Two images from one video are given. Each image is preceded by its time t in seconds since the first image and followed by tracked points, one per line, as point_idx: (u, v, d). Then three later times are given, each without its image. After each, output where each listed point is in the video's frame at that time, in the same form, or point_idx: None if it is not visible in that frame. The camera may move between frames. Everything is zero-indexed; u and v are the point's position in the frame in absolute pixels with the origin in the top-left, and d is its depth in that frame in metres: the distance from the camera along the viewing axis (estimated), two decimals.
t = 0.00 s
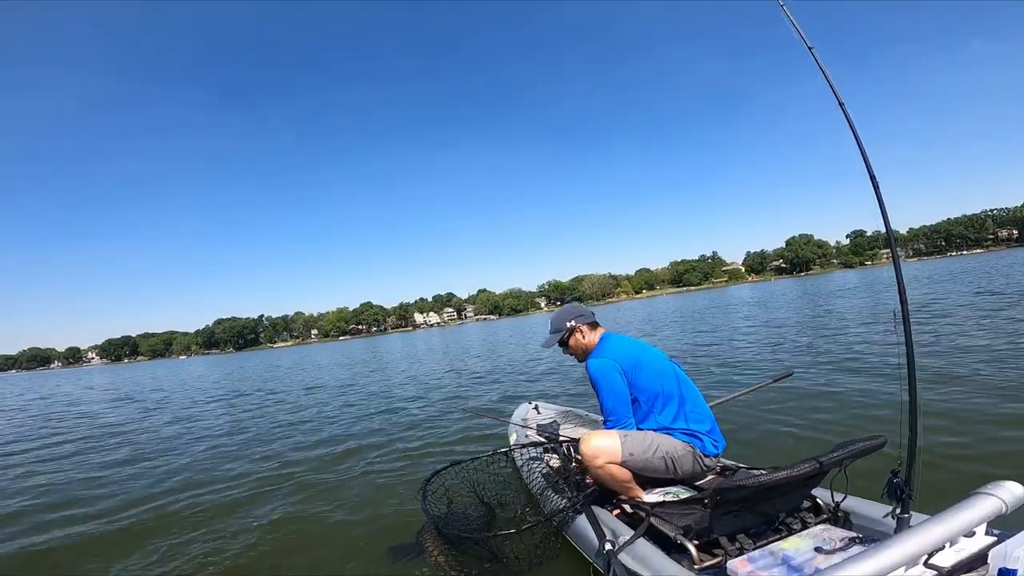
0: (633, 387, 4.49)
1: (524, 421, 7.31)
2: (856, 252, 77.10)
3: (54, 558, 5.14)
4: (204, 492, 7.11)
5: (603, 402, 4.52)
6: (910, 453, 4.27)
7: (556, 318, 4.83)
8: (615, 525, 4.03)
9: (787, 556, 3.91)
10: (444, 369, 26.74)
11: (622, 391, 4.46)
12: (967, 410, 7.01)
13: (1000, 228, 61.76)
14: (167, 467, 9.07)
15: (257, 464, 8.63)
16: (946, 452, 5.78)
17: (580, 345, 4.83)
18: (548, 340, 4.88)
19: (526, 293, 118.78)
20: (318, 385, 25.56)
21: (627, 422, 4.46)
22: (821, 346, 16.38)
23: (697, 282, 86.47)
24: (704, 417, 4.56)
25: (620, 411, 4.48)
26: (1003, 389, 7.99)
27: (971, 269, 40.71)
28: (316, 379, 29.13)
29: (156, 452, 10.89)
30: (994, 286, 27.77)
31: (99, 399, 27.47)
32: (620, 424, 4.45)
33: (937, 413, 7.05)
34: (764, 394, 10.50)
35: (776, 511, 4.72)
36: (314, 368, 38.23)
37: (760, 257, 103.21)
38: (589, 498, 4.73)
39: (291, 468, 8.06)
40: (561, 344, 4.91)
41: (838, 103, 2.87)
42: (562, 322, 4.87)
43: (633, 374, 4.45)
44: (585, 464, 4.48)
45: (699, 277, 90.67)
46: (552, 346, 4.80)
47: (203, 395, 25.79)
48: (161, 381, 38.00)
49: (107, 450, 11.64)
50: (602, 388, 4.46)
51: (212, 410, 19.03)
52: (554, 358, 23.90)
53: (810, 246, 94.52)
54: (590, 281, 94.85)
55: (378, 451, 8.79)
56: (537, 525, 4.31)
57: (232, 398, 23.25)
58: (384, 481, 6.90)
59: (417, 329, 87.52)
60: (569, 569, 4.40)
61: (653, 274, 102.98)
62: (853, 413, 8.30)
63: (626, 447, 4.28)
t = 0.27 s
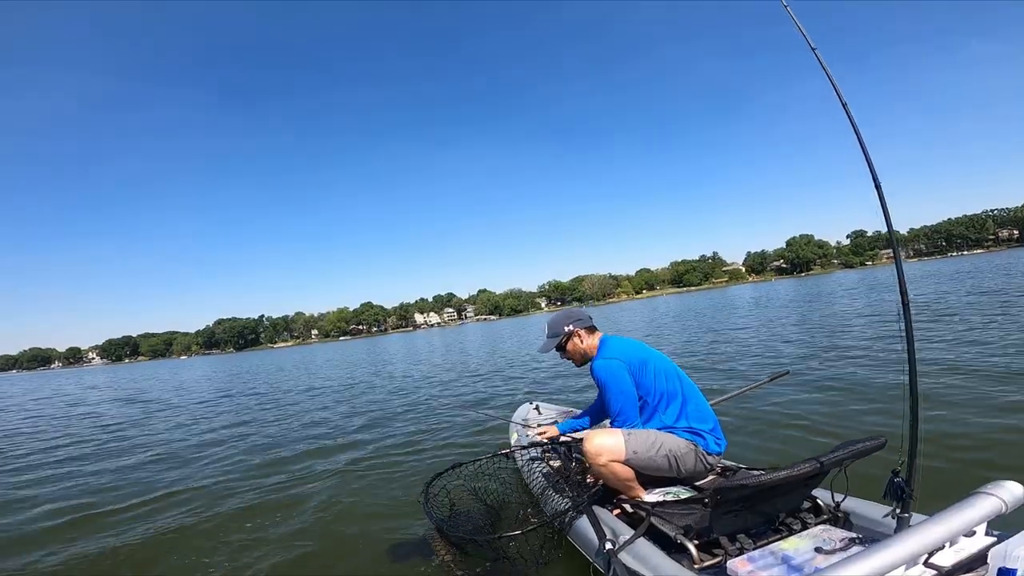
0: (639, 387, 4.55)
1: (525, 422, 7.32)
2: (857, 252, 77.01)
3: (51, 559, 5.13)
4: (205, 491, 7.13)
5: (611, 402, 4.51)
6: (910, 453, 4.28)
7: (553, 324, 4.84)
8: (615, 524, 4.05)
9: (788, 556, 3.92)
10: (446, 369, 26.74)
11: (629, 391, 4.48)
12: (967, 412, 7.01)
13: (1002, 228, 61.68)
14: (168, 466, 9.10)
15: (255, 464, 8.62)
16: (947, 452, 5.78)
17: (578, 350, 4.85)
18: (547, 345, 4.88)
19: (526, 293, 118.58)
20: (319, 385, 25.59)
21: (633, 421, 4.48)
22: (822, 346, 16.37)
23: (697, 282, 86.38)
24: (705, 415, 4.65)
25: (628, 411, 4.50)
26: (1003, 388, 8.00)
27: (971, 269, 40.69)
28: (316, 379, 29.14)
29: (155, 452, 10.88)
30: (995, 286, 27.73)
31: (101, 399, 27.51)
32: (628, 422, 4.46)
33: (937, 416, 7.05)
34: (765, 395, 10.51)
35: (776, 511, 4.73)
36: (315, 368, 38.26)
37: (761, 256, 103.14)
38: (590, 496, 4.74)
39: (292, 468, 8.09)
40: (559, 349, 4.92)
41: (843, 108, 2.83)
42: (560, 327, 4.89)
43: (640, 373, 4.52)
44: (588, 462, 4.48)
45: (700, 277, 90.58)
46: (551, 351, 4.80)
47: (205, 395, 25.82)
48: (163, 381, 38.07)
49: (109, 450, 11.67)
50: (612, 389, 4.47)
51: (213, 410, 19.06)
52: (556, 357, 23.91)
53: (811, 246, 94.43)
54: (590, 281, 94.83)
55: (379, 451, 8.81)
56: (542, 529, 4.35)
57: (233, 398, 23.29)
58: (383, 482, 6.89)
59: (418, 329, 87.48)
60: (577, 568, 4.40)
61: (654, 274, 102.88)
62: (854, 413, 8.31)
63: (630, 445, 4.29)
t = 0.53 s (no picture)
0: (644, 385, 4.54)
1: (525, 422, 7.30)
2: (858, 256, 76.88)
3: (45, 554, 5.10)
4: (203, 488, 7.10)
5: (618, 401, 4.48)
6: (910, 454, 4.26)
7: (553, 326, 4.77)
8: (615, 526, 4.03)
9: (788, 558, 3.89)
10: (445, 368, 26.69)
11: (636, 390, 4.45)
12: (967, 417, 6.98)
13: (1003, 233, 61.58)
14: (166, 463, 9.07)
15: (253, 462, 8.60)
16: (948, 456, 5.75)
17: (579, 352, 4.80)
18: (548, 348, 4.80)
19: (527, 293, 118.58)
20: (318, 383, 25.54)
21: (638, 421, 4.46)
22: (822, 349, 16.33)
23: (698, 283, 86.23)
24: (708, 411, 4.67)
25: (635, 409, 4.47)
26: (1005, 393, 7.97)
27: (972, 273, 40.68)
28: (316, 377, 29.14)
29: (153, 448, 10.87)
30: (996, 291, 27.67)
31: (99, 395, 27.46)
32: (632, 422, 4.44)
33: (938, 421, 7.02)
34: (765, 397, 10.49)
35: (776, 512, 4.70)
36: (315, 366, 38.20)
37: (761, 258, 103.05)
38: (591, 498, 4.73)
39: (290, 466, 8.06)
40: (559, 351, 4.84)
41: (841, 110, 2.83)
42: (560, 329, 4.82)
43: (645, 371, 4.51)
44: (592, 461, 4.44)
45: (700, 278, 90.45)
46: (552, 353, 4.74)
47: (203, 392, 25.78)
48: (161, 377, 38.00)
49: (106, 446, 11.64)
50: (619, 389, 4.44)
51: (211, 407, 19.01)
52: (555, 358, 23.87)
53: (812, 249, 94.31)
54: (590, 282, 94.84)
55: (378, 450, 8.78)
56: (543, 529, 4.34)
57: (232, 395, 23.25)
58: (381, 481, 6.86)
59: (417, 328, 87.34)
60: (577, 570, 4.37)
61: (654, 276, 102.70)
62: (854, 416, 8.28)
63: (635, 443, 4.28)
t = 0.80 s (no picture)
0: (644, 384, 4.51)
1: (525, 421, 7.27)
2: (861, 263, 76.67)
3: (40, 549, 5.06)
4: (202, 484, 7.08)
5: (618, 401, 4.43)
6: (913, 450, 4.22)
7: (551, 328, 4.72)
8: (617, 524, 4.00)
9: (791, 556, 3.85)
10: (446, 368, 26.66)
11: (636, 389, 4.42)
12: (971, 423, 6.92)
13: (1007, 241, 61.39)
14: (165, 458, 9.06)
15: (251, 458, 8.56)
16: (951, 460, 5.71)
17: (578, 354, 4.78)
18: (547, 350, 4.76)
19: (529, 295, 118.53)
20: (319, 381, 25.54)
21: (639, 419, 4.42)
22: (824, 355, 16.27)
23: (700, 288, 86.13)
24: (708, 407, 4.65)
25: (635, 409, 4.43)
26: (1009, 400, 7.91)
27: (976, 281, 40.53)
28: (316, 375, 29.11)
29: (152, 443, 10.83)
30: (1000, 299, 27.57)
31: (101, 389, 27.49)
32: (634, 420, 4.40)
33: (941, 426, 6.97)
34: (767, 400, 10.44)
35: (779, 510, 4.65)
36: (316, 364, 38.19)
37: (764, 264, 102.94)
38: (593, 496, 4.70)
39: (290, 463, 8.05)
40: (557, 353, 4.81)
41: (841, 107, 2.89)
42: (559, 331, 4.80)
43: (644, 371, 4.49)
44: (594, 459, 4.41)
45: (703, 283, 90.36)
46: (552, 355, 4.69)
47: (205, 388, 25.79)
48: (163, 373, 38.03)
49: (106, 440, 11.64)
50: (619, 388, 4.40)
51: (212, 403, 19.00)
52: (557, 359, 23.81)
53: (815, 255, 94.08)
54: (592, 284, 94.74)
55: (377, 447, 8.77)
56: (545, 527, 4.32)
57: (232, 391, 23.25)
58: (379, 479, 6.81)
59: (419, 327, 87.28)
60: (579, 568, 4.34)
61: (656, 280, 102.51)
62: (856, 421, 8.23)
63: (636, 440, 4.24)
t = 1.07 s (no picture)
0: (644, 383, 4.53)
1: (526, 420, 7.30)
2: (865, 267, 76.38)
3: (41, 542, 5.09)
4: (204, 481, 7.11)
5: (617, 400, 4.45)
6: (913, 449, 4.23)
7: (553, 323, 4.76)
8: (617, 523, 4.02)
9: (790, 554, 3.85)
10: (448, 369, 26.67)
11: (635, 389, 4.43)
12: (972, 428, 6.91)
13: (1013, 247, 61.09)
14: (167, 456, 9.09)
15: (251, 456, 8.59)
16: (952, 463, 5.72)
17: (579, 350, 4.80)
18: (548, 345, 4.81)
19: (532, 296, 118.47)
20: (321, 380, 25.56)
21: (638, 419, 4.43)
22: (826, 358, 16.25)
23: (703, 291, 85.90)
24: (707, 408, 4.67)
25: (634, 409, 4.44)
26: (1012, 405, 7.91)
27: (981, 287, 40.36)
28: (317, 374, 29.15)
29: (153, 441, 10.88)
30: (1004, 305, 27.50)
31: (104, 386, 27.55)
32: (633, 420, 4.41)
33: (941, 431, 6.95)
34: (768, 404, 10.44)
35: (778, 508, 4.66)
36: (318, 363, 38.20)
37: (768, 268, 102.64)
38: (593, 495, 4.70)
39: (291, 461, 8.07)
40: (558, 349, 4.86)
41: (842, 110, 2.98)
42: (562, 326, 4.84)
43: (643, 371, 4.50)
44: (592, 459, 4.42)
45: (706, 286, 90.13)
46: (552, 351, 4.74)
47: (208, 386, 25.85)
48: (165, 371, 38.06)
49: (108, 438, 11.67)
50: (619, 388, 4.41)
51: (213, 401, 19.03)
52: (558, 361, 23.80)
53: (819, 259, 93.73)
54: (596, 286, 94.59)
55: (379, 446, 8.80)
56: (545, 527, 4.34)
57: (234, 390, 23.28)
58: (379, 478, 6.83)
59: (421, 327, 87.20)
60: (579, 568, 4.36)
61: (660, 282, 102.28)
62: (858, 425, 8.22)
63: (635, 440, 4.26)
